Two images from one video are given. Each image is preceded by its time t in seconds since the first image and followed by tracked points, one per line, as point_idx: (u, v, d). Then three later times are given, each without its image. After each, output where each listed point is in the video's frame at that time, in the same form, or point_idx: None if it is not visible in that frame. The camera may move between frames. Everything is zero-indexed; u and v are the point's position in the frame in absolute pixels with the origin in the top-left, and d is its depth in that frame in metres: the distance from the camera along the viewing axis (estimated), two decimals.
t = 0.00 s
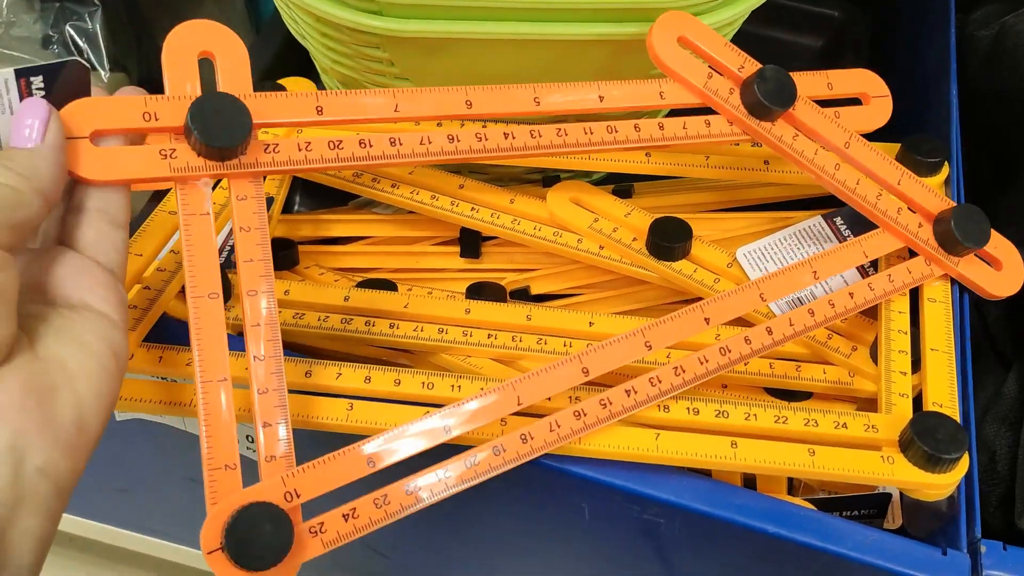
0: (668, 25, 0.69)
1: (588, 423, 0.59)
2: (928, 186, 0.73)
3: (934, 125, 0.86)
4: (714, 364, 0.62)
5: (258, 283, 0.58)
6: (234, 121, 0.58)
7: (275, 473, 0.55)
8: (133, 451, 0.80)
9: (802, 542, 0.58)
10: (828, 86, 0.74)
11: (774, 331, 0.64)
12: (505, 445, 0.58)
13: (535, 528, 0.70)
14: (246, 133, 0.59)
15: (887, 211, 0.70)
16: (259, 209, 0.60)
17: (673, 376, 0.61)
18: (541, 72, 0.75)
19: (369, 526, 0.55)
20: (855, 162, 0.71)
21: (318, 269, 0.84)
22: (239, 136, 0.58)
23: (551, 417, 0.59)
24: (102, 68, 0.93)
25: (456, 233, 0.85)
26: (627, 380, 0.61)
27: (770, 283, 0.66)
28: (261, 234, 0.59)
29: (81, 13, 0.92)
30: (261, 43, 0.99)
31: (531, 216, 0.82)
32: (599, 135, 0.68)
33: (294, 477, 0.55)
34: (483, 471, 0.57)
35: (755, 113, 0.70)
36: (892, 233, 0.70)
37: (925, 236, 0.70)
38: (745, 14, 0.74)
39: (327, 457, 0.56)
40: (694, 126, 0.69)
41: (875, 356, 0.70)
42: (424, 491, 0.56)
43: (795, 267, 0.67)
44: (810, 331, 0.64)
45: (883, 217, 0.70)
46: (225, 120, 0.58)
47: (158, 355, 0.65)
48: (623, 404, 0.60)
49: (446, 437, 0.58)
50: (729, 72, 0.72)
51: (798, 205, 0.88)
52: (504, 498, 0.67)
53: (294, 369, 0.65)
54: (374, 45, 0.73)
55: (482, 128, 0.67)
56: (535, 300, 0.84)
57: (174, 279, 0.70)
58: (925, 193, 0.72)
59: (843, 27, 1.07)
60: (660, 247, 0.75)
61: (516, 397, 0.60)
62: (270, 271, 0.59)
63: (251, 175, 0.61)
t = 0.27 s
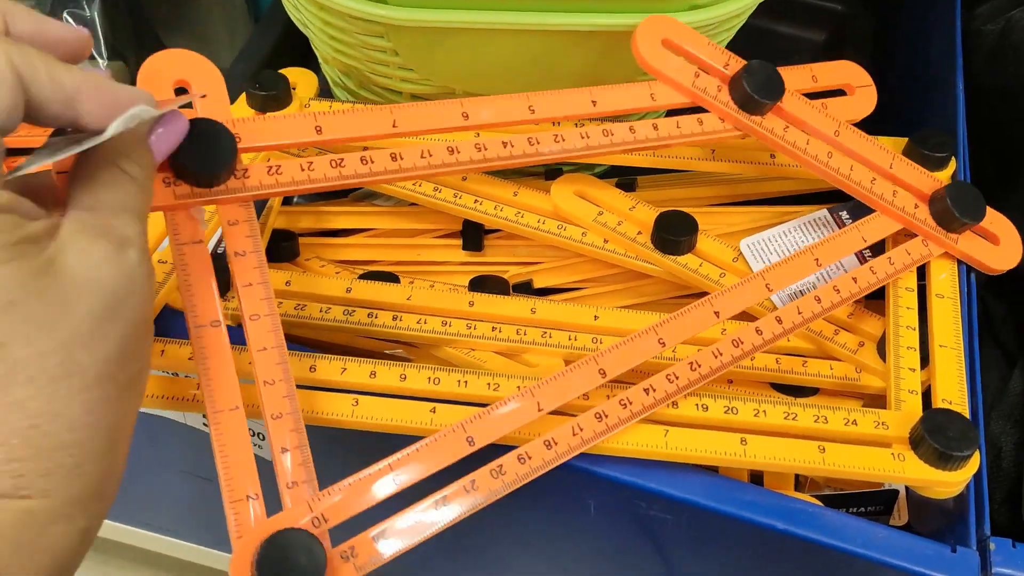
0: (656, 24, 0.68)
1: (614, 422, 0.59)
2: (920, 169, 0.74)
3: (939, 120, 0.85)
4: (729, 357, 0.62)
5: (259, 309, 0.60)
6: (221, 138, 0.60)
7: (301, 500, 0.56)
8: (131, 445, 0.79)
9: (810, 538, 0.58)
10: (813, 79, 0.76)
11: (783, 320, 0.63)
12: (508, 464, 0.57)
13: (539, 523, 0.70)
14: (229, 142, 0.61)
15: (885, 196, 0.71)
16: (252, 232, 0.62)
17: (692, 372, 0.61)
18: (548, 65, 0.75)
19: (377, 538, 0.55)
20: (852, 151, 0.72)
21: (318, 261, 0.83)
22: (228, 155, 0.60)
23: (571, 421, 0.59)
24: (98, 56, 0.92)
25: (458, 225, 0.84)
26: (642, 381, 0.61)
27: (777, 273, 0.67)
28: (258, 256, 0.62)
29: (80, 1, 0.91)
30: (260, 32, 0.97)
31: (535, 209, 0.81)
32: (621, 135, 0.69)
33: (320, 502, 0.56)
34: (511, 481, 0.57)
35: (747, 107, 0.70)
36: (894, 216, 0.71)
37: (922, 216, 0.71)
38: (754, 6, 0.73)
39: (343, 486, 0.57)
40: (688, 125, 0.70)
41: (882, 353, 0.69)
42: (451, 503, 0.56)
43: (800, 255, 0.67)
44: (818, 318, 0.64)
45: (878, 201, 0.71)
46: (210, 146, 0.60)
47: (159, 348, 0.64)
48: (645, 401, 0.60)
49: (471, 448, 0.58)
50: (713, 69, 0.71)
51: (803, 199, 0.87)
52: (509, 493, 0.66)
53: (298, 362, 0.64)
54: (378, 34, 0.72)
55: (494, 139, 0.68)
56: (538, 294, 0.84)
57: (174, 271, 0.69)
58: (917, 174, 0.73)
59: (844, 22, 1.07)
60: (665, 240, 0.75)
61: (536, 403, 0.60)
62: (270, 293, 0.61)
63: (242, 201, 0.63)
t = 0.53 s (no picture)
0: (652, 30, 0.67)
1: (637, 433, 0.57)
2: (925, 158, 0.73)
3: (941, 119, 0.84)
4: (749, 361, 0.61)
5: (321, 342, 0.59)
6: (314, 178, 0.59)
7: (329, 520, 0.55)
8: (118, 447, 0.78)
9: (813, 546, 0.57)
10: (880, 108, 0.76)
11: (800, 320, 0.63)
12: (534, 483, 0.56)
13: (535, 529, 0.68)
14: (324, 179, 0.59)
15: (896, 189, 0.70)
16: (328, 267, 0.61)
17: (711, 378, 0.60)
18: (545, 62, 0.73)
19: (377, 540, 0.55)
20: (859, 147, 0.71)
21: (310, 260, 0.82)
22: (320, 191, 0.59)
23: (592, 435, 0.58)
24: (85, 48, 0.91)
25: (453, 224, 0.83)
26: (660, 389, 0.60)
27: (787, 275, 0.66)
28: (329, 292, 0.60)
29: None
30: (250, 24, 0.96)
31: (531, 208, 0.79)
32: (668, 168, 0.67)
33: (343, 533, 0.55)
34: (537, 501, 0.56)
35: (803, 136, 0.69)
36: (906, 208, 0.70)
37: (933, 207, 0.70)
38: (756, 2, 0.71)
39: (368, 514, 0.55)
40: (736, 156, 0.69)
41: (885, 356, 0.68)
42: (477, 528, 0.55)
43: (811, 254, 0.67)
44: (832, 317, 0.64)
45: (890, 194, 0.69)
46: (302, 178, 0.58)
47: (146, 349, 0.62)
48: (666, 411, 0.59)
49: (494, 469, 0.57)
50: (715, 73, 0.70)
51: (803, 199, 0.86)
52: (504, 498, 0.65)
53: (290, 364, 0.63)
54: (372, 29, 0.70)
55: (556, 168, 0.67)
56: (534, 294, 0.82)
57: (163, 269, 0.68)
58: (923, 165, 0.72)
59: (843, 19, 1.06)
60: (663, 241, 0.73)
61: (556, 419, 0.59)
62: (336, 329, 0.60)
63: (323, 233, 0.62)
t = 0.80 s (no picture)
0: (669, 31, 0.68)
1: (659, 438, 0.56)
2: (943, 155, 0.73)
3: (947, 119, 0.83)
4: (771, 362, 0.61)
5: (370, 380, 0.58)
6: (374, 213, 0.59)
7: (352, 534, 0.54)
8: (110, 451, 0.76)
9: (820, 555, 0.55)
10: (919, 101, 0.75)
11: (823, 320, 0.62)
12: (555, 488, 0.55)
13: (537, 536, 0.67)
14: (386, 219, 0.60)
15: (914, 186, 0.70)
16: (381, 303, 0.60)
17: (734, 379, 0.59)
18: (549, 62, 0.72)
19: (393, 552, 0.54)
20: (877, 146, 0.71)
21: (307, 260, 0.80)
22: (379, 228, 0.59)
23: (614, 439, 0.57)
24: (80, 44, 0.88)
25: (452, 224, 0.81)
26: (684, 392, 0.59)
27: (809, 275, 0.66)
28: (381, 329, 0.59)
29: None
30: (246, 20, 0.94)
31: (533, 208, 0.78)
32: (693, 180, 0.67)
33: (363, 542, 0.53)
34: (560, 510, 0.54)
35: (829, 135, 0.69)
36: (924, 206, 0.70)
37: (952, 205, 0.70)
38: None
39: (393, 520, 0.54)
40: (760, 164, 0.69)
41: (893, 360, 0.67)
42: (498, 536, 0.54)
43: (831, 253, 0.67)
44: (856, 316, 0.63)
45: (909, 192, 0.70)
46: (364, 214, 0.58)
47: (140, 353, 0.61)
48: (687, 416, 0.57)
49: (515, 476, 0.56)
50: (733, 74, 0.71)
51: (807, 199, 0.85)
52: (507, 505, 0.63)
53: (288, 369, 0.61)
54: (371, 25, 0.69)
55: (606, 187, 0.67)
56: (534, 296, 0.81)
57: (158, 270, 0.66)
58: (943, 162, 0.72)
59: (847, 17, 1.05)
60: (668, 242, 0.72)
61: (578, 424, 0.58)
62: (384, 366, 0.58)
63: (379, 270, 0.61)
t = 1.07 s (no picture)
0: (662, 36, 0.67)
1: (652, 440, 0.56)
2: (940, 157, 0.72)
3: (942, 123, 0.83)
4: (765, 364, 0.60)
5: (360, 380, 0.57)
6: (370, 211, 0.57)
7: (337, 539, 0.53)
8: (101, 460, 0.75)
9: (815, 561, 0.55)
10: (917, 104, 0.74)
11: (818, 322, 0.62)
12: (547, 490, 0.54)
13: (532, 543, 0.66)
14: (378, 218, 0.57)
15: (912, 189, 0.69)
16: (373, 303, 0.59)
17: (727, 382, 0.59)
18: (542, 65, 0.72)
19: (383, 556, 0.53)
20: (873, 148, 0.70)
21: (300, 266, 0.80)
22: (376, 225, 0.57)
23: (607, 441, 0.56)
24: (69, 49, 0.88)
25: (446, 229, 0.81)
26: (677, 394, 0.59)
27: (803, 277, 0.65)
28: (372, 329, 0.58)
29: None
30: (238, 25, 0.93)
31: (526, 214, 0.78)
32: (690, 181, 0.67)
33: (352, 544, 0.53)
34: (551, 510, 0.54)
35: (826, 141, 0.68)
36: (920, 208, 0.70)
37: (948, 207, 0.70)
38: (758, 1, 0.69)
39: (383, 522, 0.54)
40: (757, 167, 0.69)
41: (888, 365, 0.67)
42: (489, 538, 0.53)
43: (826, 255, 0.66)
44: (852, 318, 0.63)
45: (905, 194, 0.69)
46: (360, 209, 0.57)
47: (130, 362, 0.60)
48: (680, 418, 0.57)
49: (506, 478, 0.55)
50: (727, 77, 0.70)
51: (802, 204, 0.84)
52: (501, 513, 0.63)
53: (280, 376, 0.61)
54: (363, 30, 0.69)
55: (601, 188, 0.67)
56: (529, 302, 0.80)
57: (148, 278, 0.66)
58: (941, 164, 0.71)
59: (842, 20, 1.04)
60: (662, 247, 0.72)
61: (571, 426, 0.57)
62: (374, 367, 0.58)
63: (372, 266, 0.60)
